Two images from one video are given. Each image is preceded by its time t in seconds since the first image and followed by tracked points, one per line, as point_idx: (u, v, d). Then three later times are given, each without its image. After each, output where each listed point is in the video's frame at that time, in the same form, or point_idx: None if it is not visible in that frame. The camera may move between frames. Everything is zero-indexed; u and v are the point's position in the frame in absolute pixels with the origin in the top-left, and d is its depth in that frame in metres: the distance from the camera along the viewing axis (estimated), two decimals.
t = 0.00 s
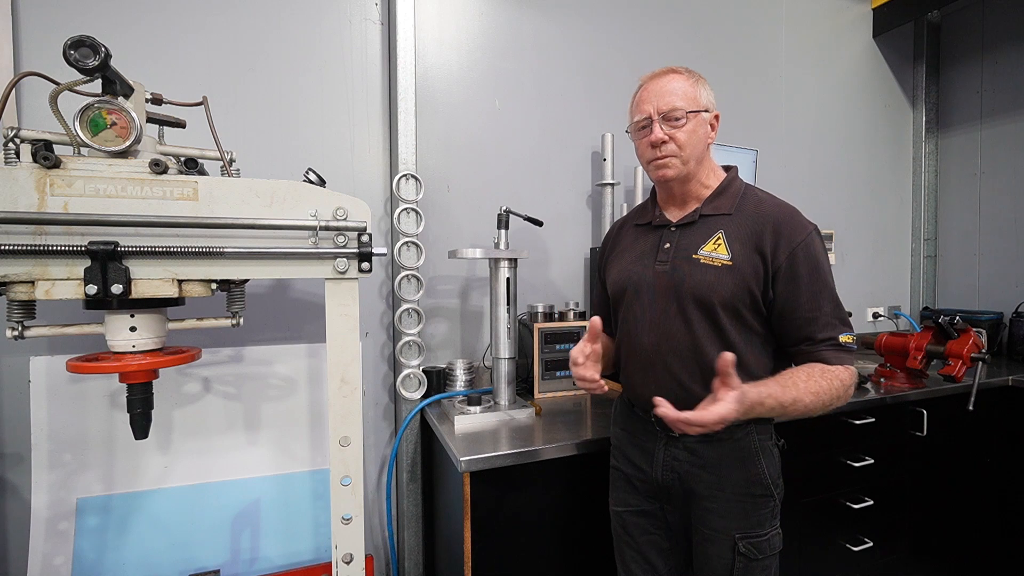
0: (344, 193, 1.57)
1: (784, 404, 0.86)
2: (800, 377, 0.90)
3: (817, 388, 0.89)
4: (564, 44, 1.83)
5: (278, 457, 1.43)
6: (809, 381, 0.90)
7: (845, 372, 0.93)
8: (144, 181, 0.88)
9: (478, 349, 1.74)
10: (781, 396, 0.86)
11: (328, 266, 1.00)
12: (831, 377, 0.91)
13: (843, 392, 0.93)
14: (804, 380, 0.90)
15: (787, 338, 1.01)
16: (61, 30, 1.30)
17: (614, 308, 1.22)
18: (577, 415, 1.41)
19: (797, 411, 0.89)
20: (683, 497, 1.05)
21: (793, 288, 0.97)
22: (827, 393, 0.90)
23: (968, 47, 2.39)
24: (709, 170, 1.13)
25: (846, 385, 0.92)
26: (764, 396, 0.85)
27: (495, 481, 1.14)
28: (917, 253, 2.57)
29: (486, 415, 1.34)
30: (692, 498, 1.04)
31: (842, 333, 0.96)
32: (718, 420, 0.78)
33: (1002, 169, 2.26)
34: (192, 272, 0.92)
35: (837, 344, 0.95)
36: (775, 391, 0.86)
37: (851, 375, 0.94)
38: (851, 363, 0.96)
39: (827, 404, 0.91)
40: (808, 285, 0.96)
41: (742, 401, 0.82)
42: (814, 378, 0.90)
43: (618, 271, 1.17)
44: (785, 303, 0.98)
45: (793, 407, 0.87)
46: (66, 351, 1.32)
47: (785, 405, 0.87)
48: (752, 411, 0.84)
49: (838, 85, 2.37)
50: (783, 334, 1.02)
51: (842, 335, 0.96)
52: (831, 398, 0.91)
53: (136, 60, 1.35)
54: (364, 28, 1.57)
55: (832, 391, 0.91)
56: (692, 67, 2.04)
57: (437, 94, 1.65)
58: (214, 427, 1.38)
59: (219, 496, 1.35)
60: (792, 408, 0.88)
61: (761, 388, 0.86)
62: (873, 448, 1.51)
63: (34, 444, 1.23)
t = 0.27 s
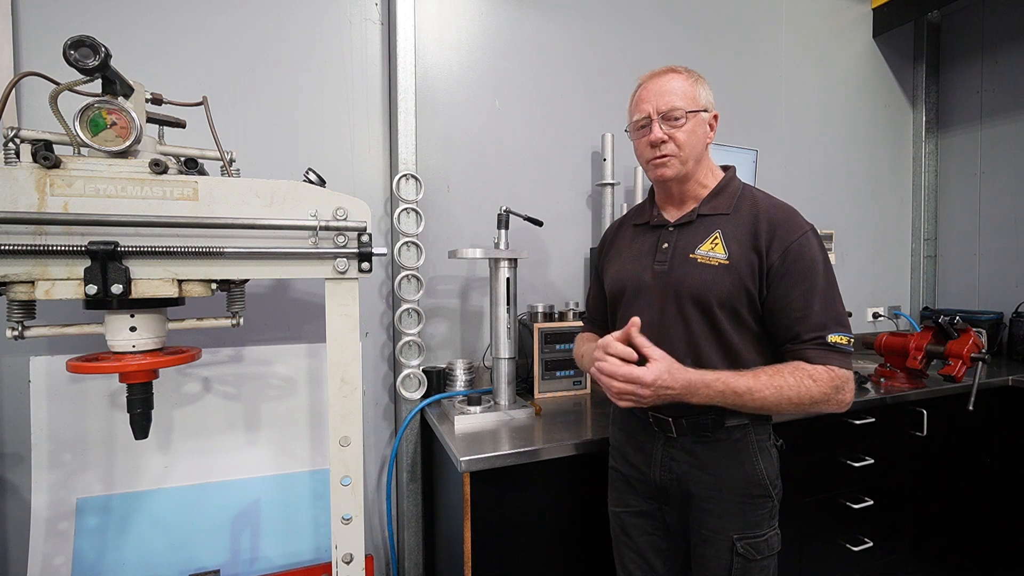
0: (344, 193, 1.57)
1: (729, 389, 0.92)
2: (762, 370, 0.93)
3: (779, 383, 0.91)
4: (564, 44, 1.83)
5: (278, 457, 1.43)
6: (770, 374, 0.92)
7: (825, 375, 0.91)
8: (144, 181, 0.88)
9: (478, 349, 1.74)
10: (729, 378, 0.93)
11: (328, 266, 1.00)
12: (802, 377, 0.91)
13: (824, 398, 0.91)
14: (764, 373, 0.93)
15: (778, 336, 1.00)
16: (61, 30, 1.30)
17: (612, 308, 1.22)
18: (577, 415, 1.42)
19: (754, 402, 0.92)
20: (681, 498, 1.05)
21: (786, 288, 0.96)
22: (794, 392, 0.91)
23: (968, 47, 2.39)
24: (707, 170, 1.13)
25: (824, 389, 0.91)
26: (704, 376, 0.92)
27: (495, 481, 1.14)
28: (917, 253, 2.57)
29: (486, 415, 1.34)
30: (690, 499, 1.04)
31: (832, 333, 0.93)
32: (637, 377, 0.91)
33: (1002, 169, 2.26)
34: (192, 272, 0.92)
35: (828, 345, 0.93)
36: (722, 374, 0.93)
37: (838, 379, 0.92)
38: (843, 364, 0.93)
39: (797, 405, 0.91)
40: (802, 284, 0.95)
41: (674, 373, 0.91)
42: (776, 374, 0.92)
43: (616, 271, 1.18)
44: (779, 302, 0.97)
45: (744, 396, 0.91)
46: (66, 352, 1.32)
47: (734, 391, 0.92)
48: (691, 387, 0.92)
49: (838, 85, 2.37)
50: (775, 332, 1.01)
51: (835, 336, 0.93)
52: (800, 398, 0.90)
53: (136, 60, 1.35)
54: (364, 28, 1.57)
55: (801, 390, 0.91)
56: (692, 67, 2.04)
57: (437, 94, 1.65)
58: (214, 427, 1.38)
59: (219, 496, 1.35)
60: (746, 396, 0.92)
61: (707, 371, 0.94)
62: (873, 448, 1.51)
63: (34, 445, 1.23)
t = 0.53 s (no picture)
0: (344, 193, 1.57)
1: (724, 400, 0.93)
2: (759, 380, 0.94)
3: (776, 391, 0.92)
4: (564, 44, 1.83)
5: (278, 457, 1.43)
6: (766, 383, 0.93)
7: (821, 380, 0.92)
8: (144, 180, 0.88)
9: (478, 349, 1.74)
10: (724, 390, 0.93)
11: (328, 266, 1.00)
12: (798, 383, 0.92)
13: (820, 401, 0.92)
14: (760, 383, 0.93)
15: (778, 339, 1.00)
16: (61, 30, 1.30)
17: (611, 308, 1.23)
18: (577, 415, 1.42)
19: (750, 412, 0.93)
20: (679, 498, 1.05)
21: (783, 290, 0.97)
22: (789, 398, 0.91)
23: (968, 47, 2.39)
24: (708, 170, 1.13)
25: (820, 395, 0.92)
26: (698, 387, 0.94)
27: (494, 481, 1.14)
28: (917, 253, 2.57)
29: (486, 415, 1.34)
30: (686, 498, 1.04)
31: (831, 338, 0.94)
32: (628, 397, 0.94)
33: (1002, 169, 2.26)
34: (192, 272, 0.92)
35: (827, 349, 0.93)
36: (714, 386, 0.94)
37: (835, 382, 0.92)
38: (842, 367, 0.94)
39: (793, 410, 0.92)
40: (800, 287, 0.95)
41: (666, 387, 0.94)
42: (772, 383, 0.93)
43: (615, 271, 1.18)
44: (777, 304, 0.98)
45: (738, 405, 0.93)
46: (66, 351, 1.32)
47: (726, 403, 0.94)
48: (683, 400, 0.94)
49: (838, 85, 2.37)
50: (774, 334, 1.01)
51: (834, 340, 0.94)
52: (794, 404, 0.91)
53: (136, 60, 1.35)
54: (364, 28, 1.57)
55: (797, 396, 0.92)
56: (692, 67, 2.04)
57: (437, 94, 1.65)
58: (214, 427, 1.38)
59: (218, 495, 1.35)
60: (742, 406, 0.93)
61: (701, 382, 0.95)
62: (873, 448, 1.51)
63: (34, 445, 1.23)
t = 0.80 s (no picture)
0: (344, 193, 1.57)
1: (719, 405, 0.94)
2: (756, 386, 0.95)
3: (772, 397, 0.93)
4: (564, 43, 1.83)
5: (278, 457, 1.43)
6: (763, 389, 0.94)
7: (821, 387, 0.92)
8: (144, 180, 0.88)
9: (478, 349, 1.74)
10: (720, 396, 0.94)
11: (328, 266, 1.00)
12: (795, 390, 0.92)
13: (820, 408, 0.92)
14: (757, 390, 0.94)
15: (779, 342, 0.99)
16: (61, 30, 1.30)
17: (615, 307, 1.24)
18: (577, 415, 1.42)
19: (747, 417, 0.94)
20: (679, 498, 1.05)
21: (783, 293, 0.96)
22: (786, 404, 0.92)
23: (968, 47, 2.39)
24: (701, 172, 1.11)
25: (820, 401, 0.91)
26: (694, 392, 0.96)
27: (495, 481, 1.14)
28: (917, 253, 2.57)
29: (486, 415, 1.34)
30: (686, 498, 1.04)
31: (832, 343, 0.92)
32: (623, 400, 0.97)
33: (1002, 169, 2.26)
34: (192, 272, 0.92)
35: (828, 355, 0.92)
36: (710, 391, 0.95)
37: (837, 389, 0.92)
38: (846, 373, 0.92)
39: (790, 416, 0.92)
40: (800, 291, 0.95)
41: (660, 392, 0.97)
42: (769, 390, 0.93)
43: (618, 271, 1.19)
44: (776, 307, 0.97)
45: (734, 410, 0.94)
46: (66, 351, 1.32)
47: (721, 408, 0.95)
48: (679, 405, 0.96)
49: (838, 85, 2.37)
50: (775, 337, 1.00)
51: (836, 345, 0.92)
52: (791, 410, 0.92)
53: (136, 60, 1.35)
54: (364, 28, 1.57)
55: (794, 402, 0.92)
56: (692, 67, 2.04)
57: (437, 94, 1.65)
58: (214, 427, 1.38)
59: (218, 495, 1.35)
60: (738, 412, 0.94)
61: (698, 387, 0.97)
62: (873, 448, 1.51)
63: (34, 444, 1.23)
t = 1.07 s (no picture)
0: (344, 193, 1.57)
1: (699, 405, 0.94)
2: (737, 388, 0.94)
3: (751, 401, 0.91)
4: (565, 44, 1.83)
5: (278, 457, 1.43)
6: (743, 392, 0.92)
7: (802, 394, 0.89)
8: (144, 180, 0.88)
9: (478, 349, 1.74)
10: (701, 395, 0.94)
11: (328, 266, 1.00)
12: (776, 395, 0.90)
13: (799, 416, 0.89)
14: (738, 392, 0.93)
15: (772, 346, 0.97)
16: (61, 30, 1.30)
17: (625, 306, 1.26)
18: (577, 415, 1.42)
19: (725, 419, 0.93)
20: (678, 497, 1.05)
21: (773, 297, 0.94)
22: (765, 409, 0.90)
23: (968, 47, 2.39)
24: (702, 173, 1.12)
25: (800, 408, 0.89)
26: (676, 390, 0.96)
27: (495, 481, 1.14)
28: (917, 253, 2.57)
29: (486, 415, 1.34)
30: (684, 498, 1.04)
31: (820, 350, 0.89)
32: (605, 391, 0.99)
33: (1002, 169, 2.26)
34: (192, 272, 0.92)
35: (814, 362, 0.89)
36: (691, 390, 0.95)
37: (822, 398, 0.89)
38: (834, 382, 0.89)
39: (769, 421, 0.91)
40: (789, 295, 0.92)
41: (644, 387, 0.98)
42: (750, 393, 0.92)
43: (626, 271, 1.22)
44: (767, 311, 0.95)
45: (713, 411, 0.93)
46: (67, 351, 1.32)
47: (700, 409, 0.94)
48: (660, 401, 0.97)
49: (838, 85, 2.37)
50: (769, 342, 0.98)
51: (823, 352, 0.89)
52: (770, 415, 0.90)
53: (136, 60, 1.35)
54: (364, 28, 1.57)
55: (773, 408, 0.90)
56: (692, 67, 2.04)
57: (437, 94, 1.65)
58: (214, 427, 1.38)
59: (218, 495, 1.35)
60: (716, 412, 0.93)
61: (680, 386, 0.97)
62: (873, 448, 1.51)
63: (34, 445, 1.23)
